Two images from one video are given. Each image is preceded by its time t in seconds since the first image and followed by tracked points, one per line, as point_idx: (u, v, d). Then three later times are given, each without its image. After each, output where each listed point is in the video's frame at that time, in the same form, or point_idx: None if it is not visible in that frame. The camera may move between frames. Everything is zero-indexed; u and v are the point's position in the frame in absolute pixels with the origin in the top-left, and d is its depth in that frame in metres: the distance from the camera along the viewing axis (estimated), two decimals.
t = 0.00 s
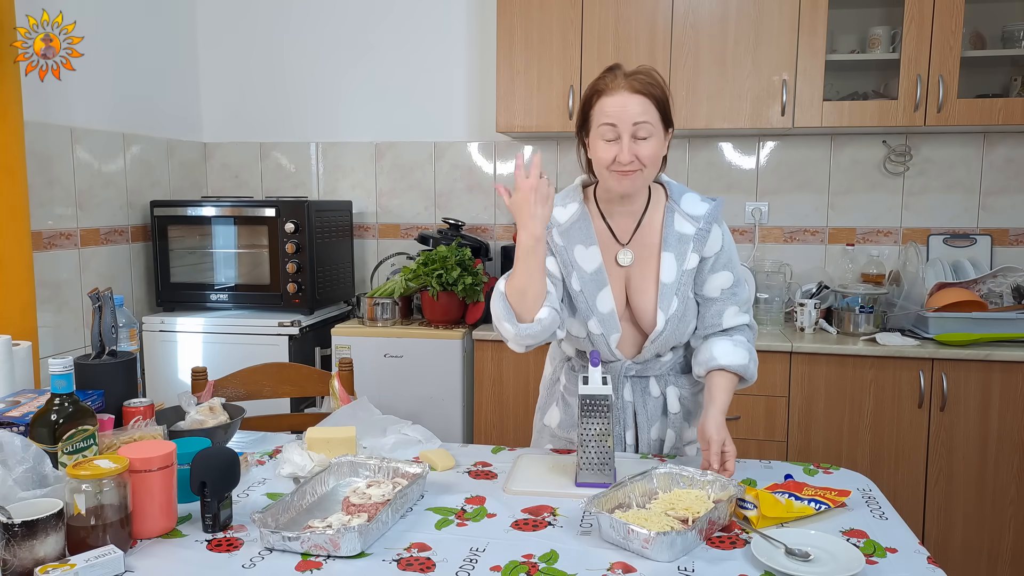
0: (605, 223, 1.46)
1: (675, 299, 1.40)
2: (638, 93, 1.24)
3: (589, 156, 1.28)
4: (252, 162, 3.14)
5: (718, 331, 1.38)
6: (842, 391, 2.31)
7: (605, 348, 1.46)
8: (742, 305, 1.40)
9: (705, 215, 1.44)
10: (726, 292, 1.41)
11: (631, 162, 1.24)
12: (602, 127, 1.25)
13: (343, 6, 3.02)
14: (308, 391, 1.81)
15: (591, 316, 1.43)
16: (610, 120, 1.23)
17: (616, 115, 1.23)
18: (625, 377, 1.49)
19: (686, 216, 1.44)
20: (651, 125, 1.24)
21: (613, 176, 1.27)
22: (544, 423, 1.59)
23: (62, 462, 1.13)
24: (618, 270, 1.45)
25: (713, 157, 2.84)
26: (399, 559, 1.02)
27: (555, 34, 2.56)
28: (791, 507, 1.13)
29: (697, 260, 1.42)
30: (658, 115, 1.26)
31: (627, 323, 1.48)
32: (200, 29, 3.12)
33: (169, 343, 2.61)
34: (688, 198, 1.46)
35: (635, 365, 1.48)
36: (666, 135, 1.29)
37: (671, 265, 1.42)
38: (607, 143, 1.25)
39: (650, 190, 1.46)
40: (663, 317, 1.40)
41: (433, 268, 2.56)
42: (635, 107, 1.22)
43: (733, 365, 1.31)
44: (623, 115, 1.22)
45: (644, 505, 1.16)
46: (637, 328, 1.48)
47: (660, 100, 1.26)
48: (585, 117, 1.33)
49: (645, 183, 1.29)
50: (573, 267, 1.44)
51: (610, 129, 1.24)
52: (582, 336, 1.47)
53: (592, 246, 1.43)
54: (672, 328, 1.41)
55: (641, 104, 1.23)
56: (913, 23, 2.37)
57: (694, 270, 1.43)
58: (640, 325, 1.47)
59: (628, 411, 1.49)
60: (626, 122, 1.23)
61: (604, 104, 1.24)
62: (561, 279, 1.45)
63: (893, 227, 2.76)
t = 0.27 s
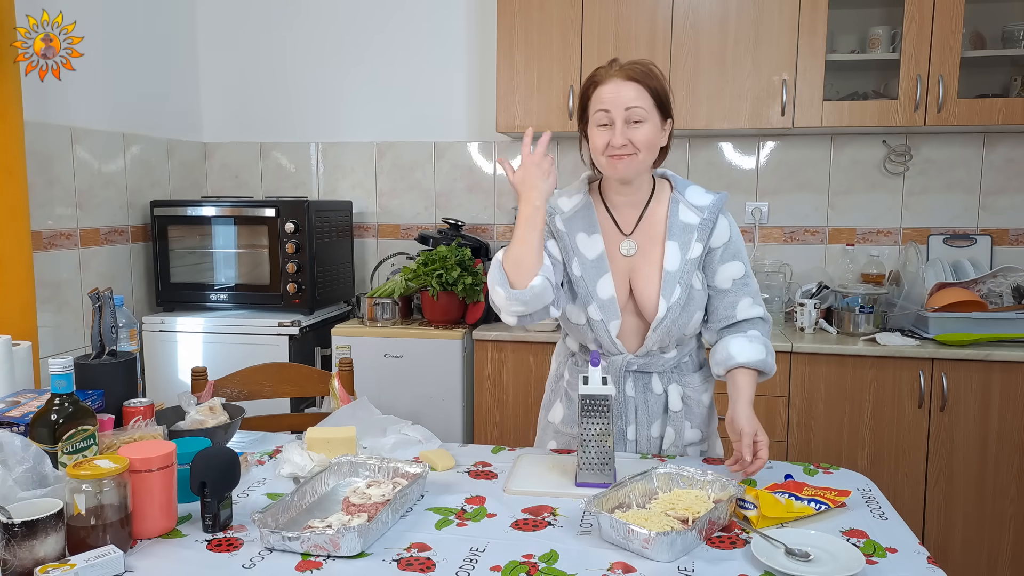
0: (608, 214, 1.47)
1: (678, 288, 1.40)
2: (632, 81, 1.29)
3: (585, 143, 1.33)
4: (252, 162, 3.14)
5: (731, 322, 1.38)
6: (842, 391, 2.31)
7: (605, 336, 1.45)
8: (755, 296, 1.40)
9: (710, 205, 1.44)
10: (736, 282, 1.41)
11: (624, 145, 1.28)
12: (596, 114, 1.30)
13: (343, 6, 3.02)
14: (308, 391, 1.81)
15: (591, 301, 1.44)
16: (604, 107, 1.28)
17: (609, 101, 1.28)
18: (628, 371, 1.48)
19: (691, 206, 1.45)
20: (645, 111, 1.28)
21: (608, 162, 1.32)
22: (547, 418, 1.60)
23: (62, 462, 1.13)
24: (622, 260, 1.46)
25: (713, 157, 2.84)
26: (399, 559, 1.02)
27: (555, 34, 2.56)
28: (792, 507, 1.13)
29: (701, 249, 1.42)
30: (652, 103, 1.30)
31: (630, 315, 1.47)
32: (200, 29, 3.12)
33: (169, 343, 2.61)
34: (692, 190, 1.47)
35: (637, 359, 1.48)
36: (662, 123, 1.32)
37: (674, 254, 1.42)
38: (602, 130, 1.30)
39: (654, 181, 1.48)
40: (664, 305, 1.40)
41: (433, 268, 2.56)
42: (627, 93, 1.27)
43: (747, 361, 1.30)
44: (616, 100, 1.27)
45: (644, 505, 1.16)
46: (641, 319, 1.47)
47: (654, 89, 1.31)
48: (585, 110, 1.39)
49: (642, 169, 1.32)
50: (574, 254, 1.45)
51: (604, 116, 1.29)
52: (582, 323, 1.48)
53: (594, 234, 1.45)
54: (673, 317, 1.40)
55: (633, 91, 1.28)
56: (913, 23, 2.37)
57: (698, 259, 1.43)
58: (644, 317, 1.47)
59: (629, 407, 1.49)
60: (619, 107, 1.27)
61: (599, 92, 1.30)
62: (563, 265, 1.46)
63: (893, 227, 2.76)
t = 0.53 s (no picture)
0: (611, 206, 1.48)
1: (681, 279, 1.42)
2: (623, 85, 1.31)
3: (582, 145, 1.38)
4: (253, 162, 3.14)
5: (744, 317, 1.39)
6: (842, 391, 2.31)
7: (603, 325, 1.45)
8: (765, 288, 1.40)
9: (715, 199, 1.44)
10: (745, 276, 1.42)
11: (614, 151, 1.32)
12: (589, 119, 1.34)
13: (343, 6, 3.02)
14: (308, 391, 1.81)
15: (589, 289, 1.45)
16: (594, 113, 1.32)
17: (599, 106, 1.31)
18: (626, 366, 1.47)
19: (696, 200, 1.45)
20: (634, 115, 1.30)
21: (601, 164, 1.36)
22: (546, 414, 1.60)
23: (62, 462, 1.13)
24: (624, 251, 1.46)
25: (713, 157, 2.84)
26: (399, 559, 1.02)
27: (555, 34, 2.56)
28: (792, 507, 1.13)
29: (705, 242, 1.42)
30: (644, 105, 1.32)
31: (631, 307, 1.48)
32: (200, 29, 3.12)
33: (169, 343, 2.61)
34: (698, 184, 1.47)
35: (636, 354, 1.47)
36: (654, 123, 1.34)
37: (678, 246, 1.42)
38: (595, 134, 1.34)
39: (660, 174, 1.48)
40: (665, 296, 1.41)
41: (433, 268, 2.57)
42: (615, 99, 1.30)
43: (759, 350, 1.31)
44: (604, 108, 1.30)
45: (644, 505, 1.16)
46: (642, 310, 1.48)
47: (647, 91, 1.32)
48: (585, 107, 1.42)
49: (636, 170, 1.36)
50: (571, 243, 1.47)
51: (595, 121, 1.33)
52: (581, 313, 1.47)
53: (593, 224, 1.46)
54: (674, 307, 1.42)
55: (622, 96, 1.30)
56: (913, 23, 2.37)
57: (701, 252, 1.43)
58: (647, 309, 1.47)
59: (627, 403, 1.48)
60: (607, 114, 1.30)
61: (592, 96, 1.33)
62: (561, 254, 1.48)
63: (893, 227, 2.76)
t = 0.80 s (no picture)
0: (592, 206, 1.48)
1: (663, 280, 1.42)
2: (603, 89, 1.30)
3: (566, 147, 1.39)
4: (253, 162, 3.14)
5: (730, 311, 1.44)
6: (843, 391, 2.31)
7: (585, 328, 1.46)
8: (747, 283, 1.44)
9: (697, 200, 1.45)
10: (727, 275, 1.44)
11: (593, 155, 1.33)
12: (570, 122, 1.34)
13: (343, 6, 3.02)
14: (308, 391, 1.82)
15: (570, 293, 1.45)
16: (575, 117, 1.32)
17: (579, 111, 1.31)
18: (609, 366, 1.48)
19: (678, 201, 1.45)
20: (614, 121, 1.30)
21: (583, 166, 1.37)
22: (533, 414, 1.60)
23: (62, 462, 1.13)
24: (606, 252, 1.46)
25: (713, 157, 2.84)
26: (399, 559, 1.02)
27: (555, 34, 2.56)
28: (792, 507, 1.13)
29: (687, 243, 1.43)
30: (624, 110, 1.31)
31: (614, 309, 1.48)
32: (200, 29, 3.12)
33: (169, 343, 2.61)
34: (680, 185, 1.48)
35: (618, 355, 1.47)
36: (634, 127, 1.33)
37: (660, 247, 1.43)
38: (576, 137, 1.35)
39: (642, 175, 1.48)
40: (648, 297, 1.41)
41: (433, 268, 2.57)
42: (594, 106, 1.29)
43: (743, 345, 1.38)
44: (584, 113, 1.30)
45: (644, 505, 1.16)
46: (625, 312, 1.48)
47: (627, 95, 1.31)
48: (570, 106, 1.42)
49: (617, 173, 1.37)
50: (552, 249, 1.47)
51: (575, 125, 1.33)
52: (564, 318, 1.48)
53: (573, 228, 1.47)
54: (656, 308, 1.41)
55: (602, 102, 1.29)
56: (913, 22, 2.37)
57: (684, 252, 1.44)
58: (630, 310, 1.47)
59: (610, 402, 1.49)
60: (587, 119, 1.30)
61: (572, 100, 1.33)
62: (542, 261, 1.49)
63: (893, 227, 2.76)
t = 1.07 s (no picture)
0: (541, 214, 1.49)
1: (610, 288, 1.44)
2: (552, 97, 1.31)
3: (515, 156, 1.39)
4: (253, 162, 3.14)
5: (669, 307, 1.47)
6: (842, 391, 2.31)
7: (537, 339, 1.48)
8: (690, 283, 1.47)
9: (641, 207, 1.48)
10: (671, 279, 1.47)
11: (543, 164, 1.33)
12: (519, 130, 1.34)
13: (343, 6, 3.02)
14: (308, 391, 1.82)
15: (522, 307, 1.46)
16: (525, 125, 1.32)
17: (528, 119, 1.31)
18: (559, 371, 1.51)
19: (623, 208, 1.48)
20: (563, 130, 1.31)
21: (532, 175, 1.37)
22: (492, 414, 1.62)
23: (62, 462, 1.13)
24: (555, 261, 1.48)
25: (713, 157, 2.84)
26: (399, 559, 1.02)
27: (555, 34, 2.56)
28: (792, 508, 1.13)
29: (632, 250, 1.46)
30: (573, 118, 1.32)
31: (562, 316, 1.50)
32: (200, 30, 3.12)
33: (169, 343, 2.61)
34: (625, 191, 1.50)
35: (569, 360, 1.49)
36: (583, 135, 1.34)
37: (606, 255, 1.45)
38: (525, 145, 1.35)
39: (588, 180, 1.49)
40: (595, 306, 1.44)
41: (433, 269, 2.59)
42: (543, 114, 1.30)
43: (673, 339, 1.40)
44: (533, 121, 1.31)
45: (644, 505, 1.16)
46: (574, 318, 1.50)
47: (576, 103, 1.32)
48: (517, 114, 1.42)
49: (566, 182, 1.37)
50: (504, 262, 1.47)
51: (525, 133, 1.33)
52: (514, 329, 1.50)
53: (523, 240, 1.46)
54: (604, 316, 1.45)
55: (552, 111, 1.30)
56: (913, 22, 2.37)
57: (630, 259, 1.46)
58: (577, 316, 1.49)
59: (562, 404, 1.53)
60: (536, 128, 1.31)
61: (521, 108, 1.33)
62: (493, 275, 1.48)
63: (893, 227, 2.76)
